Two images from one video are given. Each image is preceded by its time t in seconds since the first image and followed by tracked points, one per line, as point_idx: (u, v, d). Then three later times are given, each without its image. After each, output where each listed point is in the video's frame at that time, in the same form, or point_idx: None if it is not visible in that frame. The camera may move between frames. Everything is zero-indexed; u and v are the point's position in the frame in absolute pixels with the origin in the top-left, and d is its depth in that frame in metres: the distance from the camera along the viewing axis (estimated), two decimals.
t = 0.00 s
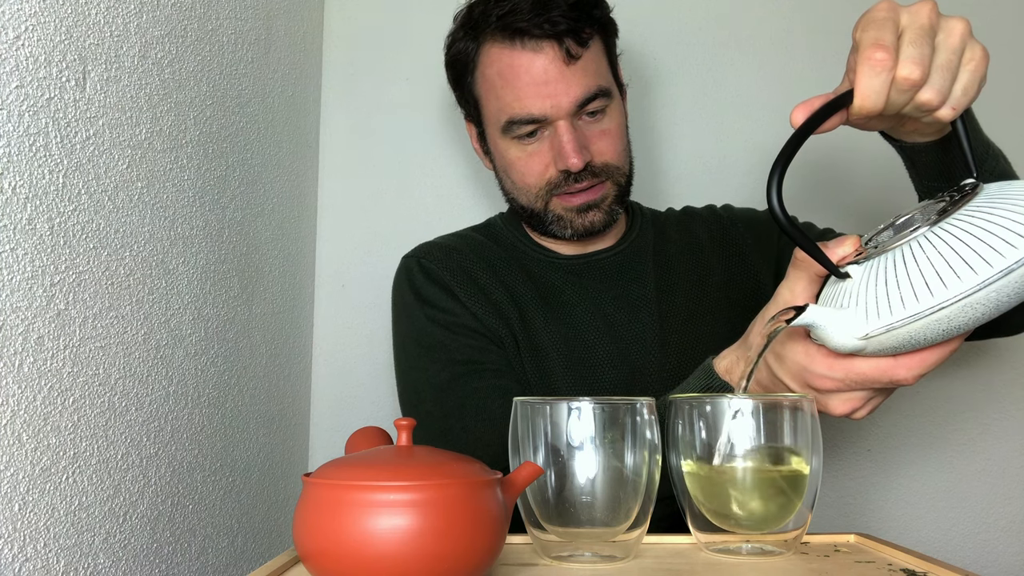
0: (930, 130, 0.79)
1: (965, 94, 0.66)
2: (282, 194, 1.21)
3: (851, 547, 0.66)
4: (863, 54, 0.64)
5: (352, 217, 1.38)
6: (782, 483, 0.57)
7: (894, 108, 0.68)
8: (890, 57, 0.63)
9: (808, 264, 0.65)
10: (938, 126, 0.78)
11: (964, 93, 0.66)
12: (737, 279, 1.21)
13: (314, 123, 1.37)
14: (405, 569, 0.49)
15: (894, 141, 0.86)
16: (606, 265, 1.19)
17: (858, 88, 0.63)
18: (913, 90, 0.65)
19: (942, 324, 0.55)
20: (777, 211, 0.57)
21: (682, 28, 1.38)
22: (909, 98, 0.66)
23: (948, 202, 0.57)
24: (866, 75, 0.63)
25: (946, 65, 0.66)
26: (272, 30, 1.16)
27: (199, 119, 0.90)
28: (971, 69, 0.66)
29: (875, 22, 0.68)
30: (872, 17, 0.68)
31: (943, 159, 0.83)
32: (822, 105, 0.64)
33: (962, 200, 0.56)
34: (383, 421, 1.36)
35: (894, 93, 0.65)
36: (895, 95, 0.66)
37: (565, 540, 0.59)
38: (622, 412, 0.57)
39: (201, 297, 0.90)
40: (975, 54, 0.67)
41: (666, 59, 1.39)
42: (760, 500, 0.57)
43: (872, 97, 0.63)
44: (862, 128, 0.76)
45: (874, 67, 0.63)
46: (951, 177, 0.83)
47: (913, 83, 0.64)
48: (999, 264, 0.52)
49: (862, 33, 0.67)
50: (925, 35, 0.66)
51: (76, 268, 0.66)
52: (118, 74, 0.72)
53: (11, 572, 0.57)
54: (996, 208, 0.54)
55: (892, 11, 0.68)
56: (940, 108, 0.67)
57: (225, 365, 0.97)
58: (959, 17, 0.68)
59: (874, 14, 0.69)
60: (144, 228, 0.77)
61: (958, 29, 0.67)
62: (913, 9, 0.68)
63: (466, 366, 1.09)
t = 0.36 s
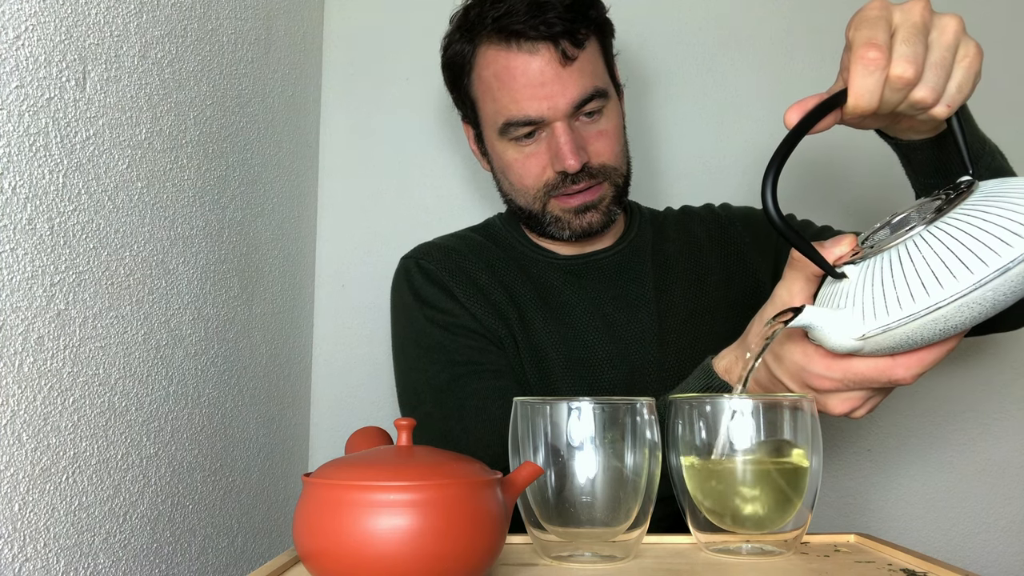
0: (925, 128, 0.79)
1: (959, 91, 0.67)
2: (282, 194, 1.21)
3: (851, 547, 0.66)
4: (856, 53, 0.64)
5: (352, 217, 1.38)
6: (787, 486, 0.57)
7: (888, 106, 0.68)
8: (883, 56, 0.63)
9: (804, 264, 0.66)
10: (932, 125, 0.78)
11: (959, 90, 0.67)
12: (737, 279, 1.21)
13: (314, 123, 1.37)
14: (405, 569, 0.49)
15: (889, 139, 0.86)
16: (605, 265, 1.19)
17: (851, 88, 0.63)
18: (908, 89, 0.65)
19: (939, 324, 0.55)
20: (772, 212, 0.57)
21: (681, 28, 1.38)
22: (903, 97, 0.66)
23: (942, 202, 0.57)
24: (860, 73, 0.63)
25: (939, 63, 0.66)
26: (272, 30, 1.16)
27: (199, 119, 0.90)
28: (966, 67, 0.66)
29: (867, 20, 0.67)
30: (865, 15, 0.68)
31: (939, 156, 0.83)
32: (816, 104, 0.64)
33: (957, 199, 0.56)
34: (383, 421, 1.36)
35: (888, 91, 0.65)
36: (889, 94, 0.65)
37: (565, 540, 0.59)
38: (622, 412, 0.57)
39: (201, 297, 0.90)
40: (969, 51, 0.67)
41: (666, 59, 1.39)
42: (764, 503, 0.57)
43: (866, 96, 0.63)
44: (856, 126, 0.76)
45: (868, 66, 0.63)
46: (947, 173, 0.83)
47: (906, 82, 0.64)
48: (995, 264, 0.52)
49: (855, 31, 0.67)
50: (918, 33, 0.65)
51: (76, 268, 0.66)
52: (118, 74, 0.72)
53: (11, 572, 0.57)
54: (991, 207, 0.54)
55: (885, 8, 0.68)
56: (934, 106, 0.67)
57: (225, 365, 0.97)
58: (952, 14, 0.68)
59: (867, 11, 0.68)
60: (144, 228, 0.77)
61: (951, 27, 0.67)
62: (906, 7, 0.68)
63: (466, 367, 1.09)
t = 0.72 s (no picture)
0: (919, 125, 0.80)
1: (953, 89, 0.67)
2: (282, 194, 1.20)
3: (852, 547, 0.66)
4: (848, 54, 0.64)
5: (352, 217, 1.38)
6: (788, 486, 0.57)
7: (882, 106, 0.68)
8: (875, 57, 0.63)
9: (801, 265, 0.66)
10: (926, 122, 0.78)
11: (952, 88, 0.67)
12: (737, 279, 1.21)
13: (314, 123, 1.37)
14: (405, 568, 0.49)
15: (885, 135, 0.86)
16: (605, 266, 1.19)
17: (844, 88, 0.63)
18: (901, 89, 0.65)
19: (937, 324, 0.55)
20: (767, 215, 0.57)
21: (681, 28, 1.38)
22: (896, 96, 0.66)
23: (941, 201, 0.57)
24: (852, 74, 0.63)
25: (932, 61, 0.66)
26: (272, 30, 1.16)
27: (199, 119, 0.90)
28: (959, 65, 0.66)
29: (859, 21, 0.67)
30: (857, 15, 0.68)
31: (935, 152, 0.83)
32: (809, 106, 0.64)
33: (955, 197, 0.56)
34: (383, 421, 1.36)
35: (882, 92, 0.65)
36: (883, 94, 0.66)
37: (565, 540, 0.59)
38: (621, 412, 0.57)
39: (201, 297, 0.90)
40: (962, 49, 0.66)
41: (665, 59, 1.39)
42: (764, 503, 0.57)
43: (860, 97, 0.63)
44: (850, 126, 0.76)
45: (861, 67, 0.63)
46: (943, 169, 0.84)
47: (900, 82, 0.64)
48: (991, 263, 0.51)
49: (847, 32, 0.67)
50: (911, 33, 0.65)
51: (76, 268, 0.66)
52: (118, 74, 0.72)
53: (11, 572, 0.57)
54: (988, 205, 0.53)
55: (876, 8, 0.68)
56: (928, 104, 0.68)
57: (225, 365, 0.97)
58: (944, 12, 0.68)
59: (858, 12, 0.68)
60: (144, 228, 0.77)
61: (943, 25, 0.66)
62: (898, 6, 0.68)
63: (465, 368, 1.09)
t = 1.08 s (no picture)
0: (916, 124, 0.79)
1: (949, 87, 0.67)
2: (282, 194, 1.20)
3: (852, 547, 0.66)
4: (843, 54, 0.64)
5: (352, 217, 1.38)
6: (786, 486, 0.57)
7: (877, 106, 0.68)
8: (870, 57, 0.63)
9: (798, 266, 0.66)
10: (922, 121, 0.78)
11: (948, 87, 0.67)
12: (737, 278, 1.21)
13: (314, 123, 1.37)
14: (406, 568, 0.49)
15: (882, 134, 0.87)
16: (604, 266, 1.19)
17: (840, 88, 0.63)
18: (896, 88, 0.65)
19: (933, 324, 0.55)
20: (763, 216, 0.57)
21: (680, 28, 1.38)
22: (892, 96, 0.66)
23: (937, 200, 0.57)
24: (847, 74, 0.63)
25: (927, 60, 0.66)
26: (272, 30, 1.16)
27: (199, 119, 0.90)
28: (955, 63, 0.66)
29: (854, 21, 0.67)
30: (852, 15, 0.68)
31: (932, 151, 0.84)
32: (804, 107, 0.64)
33: (951, 197, 0.56)
34: (383, 421, 1.36)
35: (877, 91, 0.65)
36: (878, 94, 0.66)
37: (565, 540, 0.59)
38: (622, 412, 0.57)
39: (201, 297, 0.90)
40: (958, 47, 0.67)
41: (665, 60, 1.39)
42: (763, 503, 0.57)
43: (854, 97, 0.63)
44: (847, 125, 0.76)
45: (856, 67, 0.63)
46: (940, 167, 0.84)
47: (895, 82, 0.64)
48: (986, 263, 0.51)
49: (842, 32, 0.67)
50: (906, 32, 0.65)
51: (76, 268, 0.66)
52: (118, 74, 0.72)
53: (11, 572, 0.57)
54: (984, 205, 0.54)
55: (871, 8, 0.68)
56: (924, 103, 0.68)
57: (225, 365, 0.97)
58: (939, 11, 0.68)
59: (853, 11, 0.69)
60: (144, 228, 0.77)
61: (939, 23, 0.67)
62: (893, 5, 0.68)
63: (465, 368, 1.09)
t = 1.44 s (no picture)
0: (913, 121, 0.78)
1: (943, 86, 0.67)
2: (281, 194, 1.20)
3: (852, 547, 0.66)
4: (835, 55, 0.64)
5: (352, 217, 1.38)
6: (787, 486, 0.57)
7: (871, 107, 0.68)
8: (862, 58, 0.63)
9: (795, 267, 0.66)
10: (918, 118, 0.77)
11: (942, 86, 0.67)
12: (736, 278, 1.21)
13: (314, 123, 1.37)
14: (405, 568, 0.49)
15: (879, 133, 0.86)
16: (604, 266, 1.20)
17: (833, 90, 0.63)
18: (889, 88, 0.65)
19: (930, 324, 0.55)
20: (757, 216, 0.57)
21: (680, 28, 1.38)
22: (886, 96, 0.66)
23: (931, 199, 0.57)
24: (840, 75, 0.63)
25: (920, 60, 0.66)
26: (272, 30, 1.16)
27: (199, 119, 0.90)
28: (948, 61, 0.66)
29: (846, 22, 0.67)
30: (843, 16, 0.68)
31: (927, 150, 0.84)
32: (799, 108, 0.64)
33: (945, 195, 0.56)
34: (383, 421, 1.36)
35: (871, 92, 0.65)
36: (872, 95, 0.65)
37: (565, 540, 0.59)
38: (622, 412, 0.57)
39: (201, 297, 0.90)
40: (950, 46, 0.67)
41: (665, 60, 1.39)
42: (764, 504, 0.57)
43: (848, 98, 0.63)
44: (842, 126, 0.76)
45: (849, 68, 0.63)
46: (935, 166, 0.84)
47: (888, 82, 0.64)
48: (982, 263, 0.51)
49: (835, 32, 0.67)
50: (898, 32, 0.66)
51: (76, 268, 0.66)
52: (118, 74, 0.73)
53: (11, 572, 0.57)
54: (979, 204, 0.54)
55: (864, 8, 0.68)
56: (918, 103, 0.67)
57: (225, 365, 0.97)
58: (932, 10, 0.68)
59: (846, 12, 0.69)
60: (144, 228, 0.77)
61: (931, 22, 0.67)
62: (885, 6, 0.68)
63: (465, 368, 1.09)
